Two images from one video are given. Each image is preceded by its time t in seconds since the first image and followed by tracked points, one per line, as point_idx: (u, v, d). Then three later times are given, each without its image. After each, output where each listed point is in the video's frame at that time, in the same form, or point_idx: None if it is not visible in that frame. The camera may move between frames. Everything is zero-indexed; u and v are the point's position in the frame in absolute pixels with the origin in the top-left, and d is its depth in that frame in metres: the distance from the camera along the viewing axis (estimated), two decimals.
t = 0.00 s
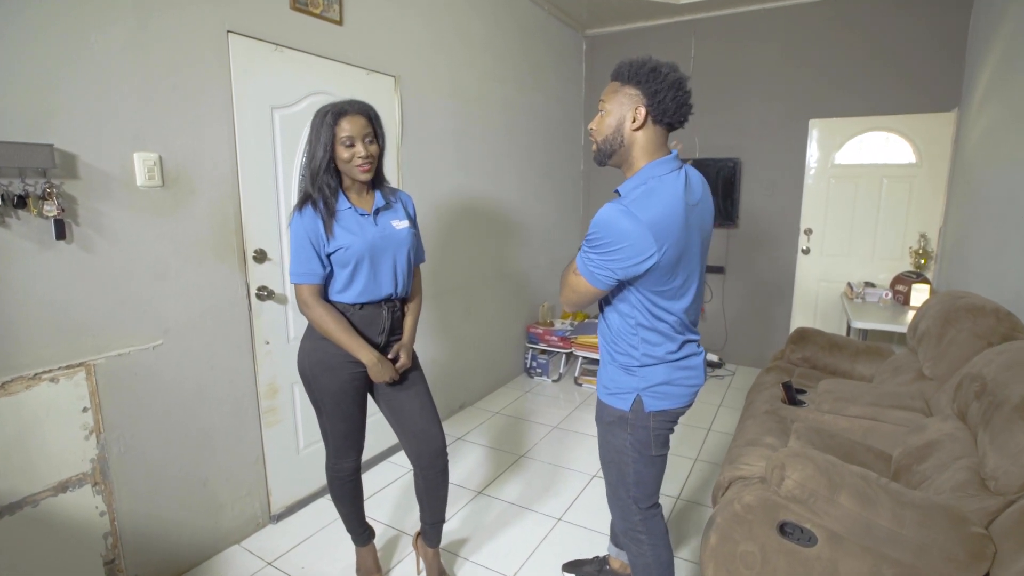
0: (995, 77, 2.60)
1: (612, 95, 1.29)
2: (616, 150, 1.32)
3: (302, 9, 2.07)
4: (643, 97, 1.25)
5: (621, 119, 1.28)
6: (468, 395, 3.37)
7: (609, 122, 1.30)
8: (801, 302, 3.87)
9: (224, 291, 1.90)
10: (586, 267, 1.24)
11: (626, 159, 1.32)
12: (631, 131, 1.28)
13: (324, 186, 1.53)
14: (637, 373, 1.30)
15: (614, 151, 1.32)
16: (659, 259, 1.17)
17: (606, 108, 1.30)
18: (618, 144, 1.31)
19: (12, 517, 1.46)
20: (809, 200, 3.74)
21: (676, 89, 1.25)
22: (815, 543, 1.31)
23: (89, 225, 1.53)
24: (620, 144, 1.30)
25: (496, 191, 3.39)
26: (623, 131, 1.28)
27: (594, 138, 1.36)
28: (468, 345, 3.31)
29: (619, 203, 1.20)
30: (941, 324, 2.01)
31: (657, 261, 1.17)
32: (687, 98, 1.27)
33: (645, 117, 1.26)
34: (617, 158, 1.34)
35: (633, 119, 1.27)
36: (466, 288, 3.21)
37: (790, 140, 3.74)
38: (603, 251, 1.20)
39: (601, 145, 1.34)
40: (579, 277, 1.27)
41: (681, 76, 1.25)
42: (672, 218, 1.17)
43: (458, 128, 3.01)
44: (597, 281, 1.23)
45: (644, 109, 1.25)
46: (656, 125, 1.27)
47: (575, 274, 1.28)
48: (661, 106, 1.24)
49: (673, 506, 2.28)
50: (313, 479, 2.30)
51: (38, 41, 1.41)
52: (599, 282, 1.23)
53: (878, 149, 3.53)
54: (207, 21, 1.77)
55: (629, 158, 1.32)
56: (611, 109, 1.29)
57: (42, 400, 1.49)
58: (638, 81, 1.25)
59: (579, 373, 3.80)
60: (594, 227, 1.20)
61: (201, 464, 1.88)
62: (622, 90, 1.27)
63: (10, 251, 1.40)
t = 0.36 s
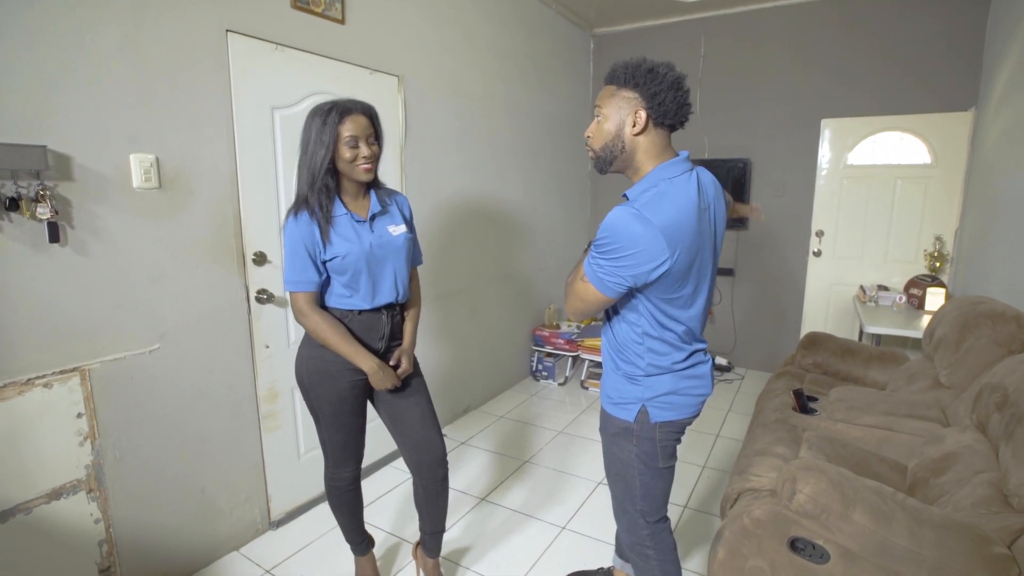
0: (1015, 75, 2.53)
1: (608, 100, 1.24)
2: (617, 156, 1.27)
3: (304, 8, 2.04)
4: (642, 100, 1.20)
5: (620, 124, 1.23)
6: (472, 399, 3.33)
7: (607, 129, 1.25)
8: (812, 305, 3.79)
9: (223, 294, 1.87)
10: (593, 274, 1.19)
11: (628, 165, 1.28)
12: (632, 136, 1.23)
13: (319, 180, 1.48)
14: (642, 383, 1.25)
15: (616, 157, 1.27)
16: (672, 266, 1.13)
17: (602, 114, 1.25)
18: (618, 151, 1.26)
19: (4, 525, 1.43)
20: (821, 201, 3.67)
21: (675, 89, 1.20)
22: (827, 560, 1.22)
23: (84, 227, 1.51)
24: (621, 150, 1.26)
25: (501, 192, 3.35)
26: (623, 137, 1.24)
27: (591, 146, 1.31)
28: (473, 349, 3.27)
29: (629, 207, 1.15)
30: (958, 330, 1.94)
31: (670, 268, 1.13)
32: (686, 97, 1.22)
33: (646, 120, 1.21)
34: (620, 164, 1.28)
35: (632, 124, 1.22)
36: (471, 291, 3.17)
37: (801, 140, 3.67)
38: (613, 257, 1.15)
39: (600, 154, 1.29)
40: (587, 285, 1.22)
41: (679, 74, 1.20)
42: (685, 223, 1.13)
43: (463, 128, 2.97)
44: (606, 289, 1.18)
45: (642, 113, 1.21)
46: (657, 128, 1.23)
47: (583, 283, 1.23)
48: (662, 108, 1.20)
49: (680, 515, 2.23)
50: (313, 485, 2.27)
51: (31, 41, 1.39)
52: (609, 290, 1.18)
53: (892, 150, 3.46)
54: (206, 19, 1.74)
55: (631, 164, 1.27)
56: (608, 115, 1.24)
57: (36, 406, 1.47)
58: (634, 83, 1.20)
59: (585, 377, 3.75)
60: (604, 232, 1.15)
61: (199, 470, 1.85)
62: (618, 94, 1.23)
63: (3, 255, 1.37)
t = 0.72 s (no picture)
0: None
1: (616, 95, 1.19)
2: (622, 154, 1.21)
3: (298, 5, 2.00)
4: (651, 95, 1.15)
5: (627, 119, 1.18)
6: (472, 403, 3.28)
7: (613, 124, 1.20)
8: (818, 307, 3.73)
9: (214, 298, 1.82)
10: (597, 277, 1.13)
11: (633, 163, 1.22)
12: (639, 133, 1.18)
13: (317, 175, 1.43)
14: (644, 393, 1.20)
15: (620, 154, 1.22)
16: (675, 264, 1.07)
17: (609, 109, 1.20)
18: (624, 148, 1.20)
19: None
20: (827, 202, 3.61)
21: (685, 86, 1.16)
22: None
23: (68, 229, 1.47)
24: (627, 147, 1.20)
25: (502, 193, 3.30)
26: (630, 133, 1.18)
27: (597, 141, 1.25)
28: (473, 351, 3.22)
29: (631, 205, 1.11)
30: (970, 335, 1.88)
31: (674, 268, 1.08)
32: (695, 95, 1.18)
33: (654, 116, 1.16)
34: (623, 161, 1.22)
35: (640, 119, 1.17)
36: (471, 293, 3.12)
37: (807, 140, 3.61)
38: (613, 255, 1.10)
39: (605, 149, 1.23)
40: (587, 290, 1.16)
41: (690, 70, 1.16)
42: (688, 219, 1.08)
43: (462, 127, 2.92)
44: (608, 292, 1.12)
45: (652, 108, 1.16)
46: (665, 125, 1.18)
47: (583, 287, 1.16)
48: (670, 104, 1.15)
49: (683, 524, 2.17)
50: (308, 491, 2.22)
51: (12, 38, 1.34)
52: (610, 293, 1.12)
53: (900, 149, 3.39)
54: (196, 16, 1.70)
55: (636, 163, 1.22)
56: (616, 109, 1.19)
57: (18, 412, 1.43)
58: (643, 78, 1.15)
59: (587, 380, 3.70)
60: (604, 230, 1.10)
61: (189, 477, 1.81)
62: (627, 88, 1.17)
63: None
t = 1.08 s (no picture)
0: None
1: (631, 81, 1.12)
2: (631, 146, 1.15)
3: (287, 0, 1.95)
4: (672, 87, 1.11)
5: (643, 108, 1.12)
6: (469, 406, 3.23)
7: (624, 112, 1.13)
8: (820, 309, 3.68)
9: (200, 300, 1.78)
10: (605, 272, 1.02)
11: (639, 158, 1.17)
12: (654, 125, 1.13)
13: (314, 172, 1.39)
14: (640, 400, 1.15)
15: (629, 144, 1.15)
16: (677, 256, 1.02)
17: (622, 93, 1.13)
18: (635, 139, 1.14)
19: None
20: (830, 202, 3.55)
21: (702, 86, 1.14)
22: None
23: (46, 231, 1.42)
24: (639, 137, 1.14)
25: (499, 193, 3.25)
26: (644, 124, 1.12)
27: (601, 127, 1.18)
28: (470, 354, 3.17)
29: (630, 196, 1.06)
30: (978, 341, 1.83)
31: (676, 260, 1.02)
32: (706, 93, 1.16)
33: (671, 110, 1.12)
34: (630, 151, 1.16)
35: (657, 110, 1.11)
36: (468, 295, 3.07)
37: (809, 139, 3.55)
38: (618, 246, 1.00)
39: (614, 136, 1.15)
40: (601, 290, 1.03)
41: (704, 69, 1.14)
42: (691, 211, 1.03)
43: (458, 126, 2.88)
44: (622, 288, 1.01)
45: (671, 101, 1.11)
46: (676, 121, 1.15)
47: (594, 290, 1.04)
48: (688, 101, 1.12)
49: (682, 532, 2.12)
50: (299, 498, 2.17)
51: None
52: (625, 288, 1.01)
53: (905, 149, 3.33)
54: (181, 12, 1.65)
55: (642, 158, 1.16)
56: (631, 94, 1.11)
57: None
58: (664, 69, 1.11)
59: (586, 383, 3.64)
60: (603, 222, 1.03)
61: (174, 485, 1.76)
62: (645, 76, 1.12)
63: None
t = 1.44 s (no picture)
0: None
1: (602, 91, 1.09)
2: (615, 151, 1.11)
3: None
4: (640, 88, 1.06)
5: (617, 114, 1.08)
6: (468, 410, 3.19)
7: (602, 122, 1.10)
8: (825, 312, 3.62)
9: (189, 304, 1.74)
10: (630, 286, 0.94)
11: (627, 161, 1.12)
12: (631, 129, 1.08)
13: (302, 173, 1.34)
14: (649, 412, 1.09)
15: (612, 154, 1.12)
16: (701, 262, 0.98)
17: (595, 107, 1.10)
18: (617, 145, 1.10)
19: None
20: (835, 203, 3.49)
21: (676, 76, 1.07)
22: None
23: (27, 234, 1.38)
24: (619, 145, 1.10)
25: (498, 194, 3.21)
26: (620, 129, 1.08)
27: (584, 143, 1.16)
28: (469, 357, 3.12)
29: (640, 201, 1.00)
30: (989, 347, 1.78)
31: (700, 267, 0.98)
32: (687, 85, 1.09)
33: (644, 110, 1.07)
34: (615, 161, 1.12)
35: (630, 114, 1.07)
36: (467, 297, 3.03)
37: (814, 139, 3.50)
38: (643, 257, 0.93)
39: (597, 148, 1.13)
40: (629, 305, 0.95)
41: (679, 60, 1.08)
42: (709, 215, 0.99)
43: (456, 126, 2.83)
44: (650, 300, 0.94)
45: (642, 102, 1.06)
46: (658, 119, 1.09)
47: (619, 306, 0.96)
48: (662, 96, 1.05)
49: (684, 541, 2.07)
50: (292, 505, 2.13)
51: None
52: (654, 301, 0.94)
53: (911, 149, 3.27)
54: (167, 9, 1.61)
55: (630, 160, 1.11)
56: (604, 105, 1.09)
57: None
58: (630, 71, 1.06)
59: (586, 387, 3.59)
60: (625, 230, 0.96)
61: (162, 493, 1.72)
62: (614, 83, 1.08)
63: None
